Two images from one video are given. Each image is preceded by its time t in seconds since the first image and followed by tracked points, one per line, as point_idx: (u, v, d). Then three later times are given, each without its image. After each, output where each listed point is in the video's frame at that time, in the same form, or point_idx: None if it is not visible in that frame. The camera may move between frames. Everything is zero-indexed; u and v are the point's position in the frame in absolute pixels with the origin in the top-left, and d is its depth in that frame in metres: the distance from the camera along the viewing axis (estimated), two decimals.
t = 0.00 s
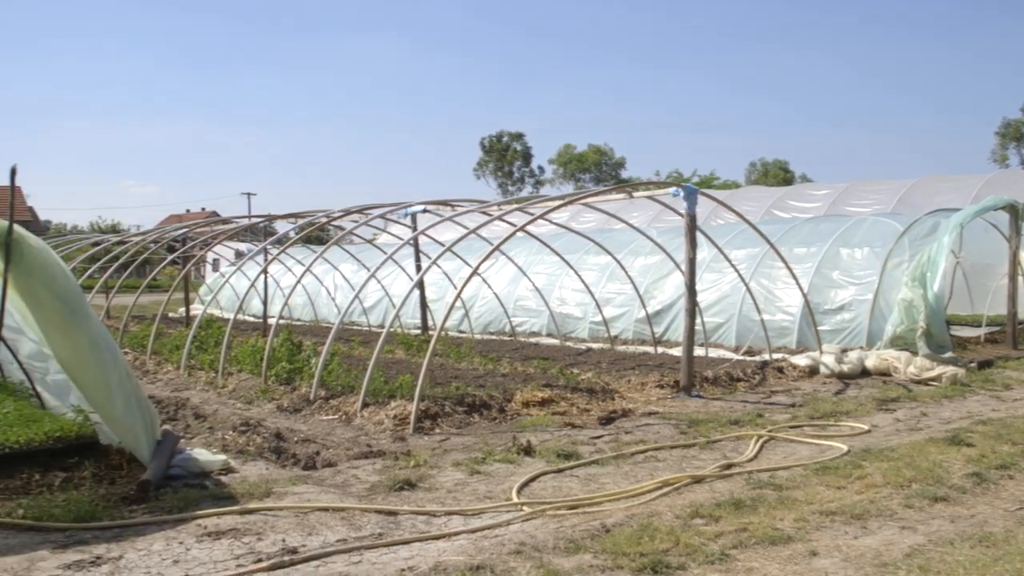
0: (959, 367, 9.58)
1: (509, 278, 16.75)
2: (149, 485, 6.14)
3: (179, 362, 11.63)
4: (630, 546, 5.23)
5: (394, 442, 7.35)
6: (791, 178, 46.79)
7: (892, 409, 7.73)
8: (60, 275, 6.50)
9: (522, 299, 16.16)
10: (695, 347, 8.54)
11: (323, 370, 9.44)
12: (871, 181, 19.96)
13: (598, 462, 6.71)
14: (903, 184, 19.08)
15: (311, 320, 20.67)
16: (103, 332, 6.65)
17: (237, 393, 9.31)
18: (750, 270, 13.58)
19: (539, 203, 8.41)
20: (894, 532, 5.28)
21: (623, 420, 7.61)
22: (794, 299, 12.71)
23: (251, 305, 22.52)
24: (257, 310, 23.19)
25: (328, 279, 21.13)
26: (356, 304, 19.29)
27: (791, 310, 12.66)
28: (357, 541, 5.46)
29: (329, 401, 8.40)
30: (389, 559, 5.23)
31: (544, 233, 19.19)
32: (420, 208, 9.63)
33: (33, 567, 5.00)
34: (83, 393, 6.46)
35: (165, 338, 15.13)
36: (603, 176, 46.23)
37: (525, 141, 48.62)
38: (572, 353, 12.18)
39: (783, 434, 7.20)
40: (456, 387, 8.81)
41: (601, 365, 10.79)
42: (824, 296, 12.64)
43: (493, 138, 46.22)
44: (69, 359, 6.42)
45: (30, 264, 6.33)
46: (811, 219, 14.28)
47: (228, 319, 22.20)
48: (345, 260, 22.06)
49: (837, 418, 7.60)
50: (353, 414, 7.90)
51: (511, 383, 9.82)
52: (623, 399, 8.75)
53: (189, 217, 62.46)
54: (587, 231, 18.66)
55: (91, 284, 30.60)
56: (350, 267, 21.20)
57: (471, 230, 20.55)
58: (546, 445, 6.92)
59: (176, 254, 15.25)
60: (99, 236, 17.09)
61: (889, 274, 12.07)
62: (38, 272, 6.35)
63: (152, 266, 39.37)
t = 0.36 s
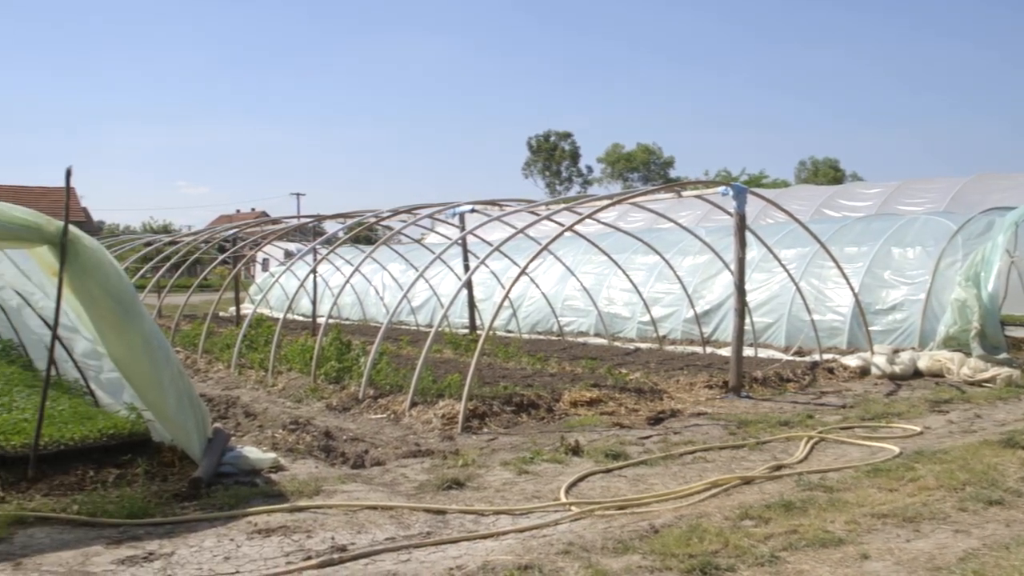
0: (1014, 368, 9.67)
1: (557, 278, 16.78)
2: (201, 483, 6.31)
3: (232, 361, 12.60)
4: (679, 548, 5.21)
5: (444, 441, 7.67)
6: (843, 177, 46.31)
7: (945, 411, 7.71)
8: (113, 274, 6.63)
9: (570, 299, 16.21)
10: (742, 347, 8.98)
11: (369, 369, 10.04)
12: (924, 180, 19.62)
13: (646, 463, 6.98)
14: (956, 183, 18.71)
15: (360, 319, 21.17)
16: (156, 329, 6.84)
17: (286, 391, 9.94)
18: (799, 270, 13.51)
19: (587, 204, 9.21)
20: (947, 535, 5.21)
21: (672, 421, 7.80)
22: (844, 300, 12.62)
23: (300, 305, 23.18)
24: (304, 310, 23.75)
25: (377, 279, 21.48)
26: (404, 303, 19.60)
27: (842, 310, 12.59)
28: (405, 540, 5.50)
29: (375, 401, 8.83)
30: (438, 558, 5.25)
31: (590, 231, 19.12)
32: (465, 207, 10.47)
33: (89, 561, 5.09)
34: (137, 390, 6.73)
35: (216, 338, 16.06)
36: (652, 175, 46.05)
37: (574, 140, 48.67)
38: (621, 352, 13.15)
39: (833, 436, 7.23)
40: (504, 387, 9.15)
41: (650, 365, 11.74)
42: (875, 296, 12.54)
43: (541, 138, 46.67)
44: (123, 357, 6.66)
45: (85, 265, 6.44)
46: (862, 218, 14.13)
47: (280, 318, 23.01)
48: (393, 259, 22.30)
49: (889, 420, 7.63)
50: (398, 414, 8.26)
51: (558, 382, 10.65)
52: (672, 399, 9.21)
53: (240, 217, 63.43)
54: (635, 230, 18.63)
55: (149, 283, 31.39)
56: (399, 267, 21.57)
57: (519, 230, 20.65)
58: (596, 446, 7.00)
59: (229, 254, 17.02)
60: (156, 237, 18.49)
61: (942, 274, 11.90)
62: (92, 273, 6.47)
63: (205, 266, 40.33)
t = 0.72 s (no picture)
0: None
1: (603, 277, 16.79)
2: (249, 480, 6.43)
3: (279, 360, 13.45)
4: (727, 549, 5.19)
5: (490, 440, 8.54)
6: (893, 176, 45.79)
7: (997, 414, 7.71)
8: (164, 274, 6.71)
9: (616, 299, 16.27)
10: (788, 350, 9.05)
11: (416, 369, 11.38)
12: (976, 178, 19.28)
13: (693, 464, 7.24)
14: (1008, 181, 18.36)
15: (406, 319, 21.58)
16: (206, 328, 6.95)
17: (338, 389, 11.21)
18: (849, 270, 13.40)
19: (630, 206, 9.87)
20: (1000, 540, 5.12)
21: (718, 421, 8.68)
22: (893, 300, 12.52)
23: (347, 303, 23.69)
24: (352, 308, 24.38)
25: (424, 279, 21.77)
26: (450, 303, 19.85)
27: (892, 310, 12.47)
28: (452, 539, 5.54)
29: (425, 402, 9.97)
30: (483, 557, 5.27)
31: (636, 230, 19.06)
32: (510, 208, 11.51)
33: (139, 557, 5.15)
34: (188, 389, 6.92)
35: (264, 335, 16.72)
36: (699, 174, 45.93)
37: (619, 139, 48.68)
38: (668, 352, 13.36)
39: (882, 437, 7.29)
40: (549, 387, 10.60)
41: (697, 365, 11.75)
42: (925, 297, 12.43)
43: (587, 138, 46.85)
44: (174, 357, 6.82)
45: (136, 265, 6.52)
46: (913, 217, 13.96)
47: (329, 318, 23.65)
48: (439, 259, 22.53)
49: (941, 422, 7.70)
50: (448, 412, 9.49)
51: (604, 381, 11.55)
52: (718, 399, 9.79)
53: (285, 216, 64.31)
54: (680, 228, 18.54)
55: (197, 282, 31.98)
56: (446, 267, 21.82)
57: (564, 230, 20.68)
58: (641, 445, 7.91)
59: (275, 253, 18.08)
60: (208, 237, 19.66)
61: (994, 274, 11.80)
62: (143, 274, 6.57)
63: (253, 265, 41.13)
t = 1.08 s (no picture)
0: None
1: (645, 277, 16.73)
2: (292, 479, 6.59)
3: (321, 359, 13.68)
4: (770, 551, 5.18)
5: (532, 440, 8.60)
6: (940, 174, 44.99)
7: None
8: (209, 274, 6.87)
9: (658, 299, 16.22)
10: (832, 351, 8.97)
11: (458, 369, 11.48)
12: None
13: (736, 464, 7.21)
14: None
15: (448, 319, 21.75)
16: (249, 327, 7.10)
17: (380, 389, 11.36)
18: (894, 270, 13.22)
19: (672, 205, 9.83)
20: None
21: (762, 422, 8.63)
22: (939, 300, 12.34)
23: (390, 303, 23.96)
24: (394, 308, 24.65)
25: (465, 279, 21.92)
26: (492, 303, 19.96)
27: (938, 310, 12.30)
28: (495, 539, 5.60)
29: (467, 402, 10.06)
30: (526, 557, 5.31)
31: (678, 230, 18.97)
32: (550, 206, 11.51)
33: (184, 554, 5.27)
34: (233, 388, 7.08)
35: (307, 335, 16.98)
36: (742, 174, 45.52)
37: (661, 139, 48.44)
38: (711, 352, 13.26)
39: (928, 439, 7.21)
40: (591, 387, 10.63)
41: (740, 366, 11.66)
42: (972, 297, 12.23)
43: (629, 137, 46.67)
44: (219, 356, 6.99)
45: (181, 264, 6.69)
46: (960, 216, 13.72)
47: (372, 317, 23.92)
48: (481, 259, 22.67)
49: (988, 424, 7.59)
50: (490, 412, 9.56)
51: (647, 381, 11.53)
52: (760, 400, 9.76)
53: (329, 216, 64.92)
54: (723, 228, 18.42)
55: (241, 282, 32.42)
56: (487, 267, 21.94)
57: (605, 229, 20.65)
58: (685, 446, 7.91)
59: (319, 254, 18.34)
60: (252, 237, 20.04)
61: None
62: (188, 274, 6.74)
63: (296, 264, 41.64)
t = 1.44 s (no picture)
0: None
1: (690, 277, 16.64)
2: (338, 478, 6.72)
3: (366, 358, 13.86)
4: (817, 553, 5.14)
5: (576, 441, 8.63)
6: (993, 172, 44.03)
7: None
8: (256, 273, 7.02)
9: (703, 299, 16.13)
10: (880, 352, 8.86)
11: (503, 369, 11.55)
12: None
13: (782, 465, 7.17)
14: None
15: (492, 318, 21.85)
16: (295, 326, 7.25)
17: (425, 388, 11.48)
18: (942, 269, 12.99)
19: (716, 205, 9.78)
20: None
21: (808, 423, 8.56)
22: (990, 300, 12.11)
23: (434, 303, 24.16)
24: (438, 308, 24.85)
25: (509, 279, 22.01)
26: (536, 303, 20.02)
27: (987, 311, 12.07)
28: (539, 539, 5.65)
29: (511, 402, 10.13)
30: (571, 558, 5.35)
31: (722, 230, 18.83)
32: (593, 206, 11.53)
33: (231, 552, 5.39)
34: (280, 387, 7.23)
35: (352, 335, 17.19)
36: (788, 173, 44.98)
37: (706, 138, 48.08)
38: (755, 353, 13.17)
39: (979, 442, 7.10)
40: (635, 387, 10.63)
41: (785, 367, 11.57)
42: None
43: (674, 137, 46.41)
44: (266, 355, 7.14)
45: (228, 265, 6.86)
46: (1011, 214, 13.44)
47: (417, 317, 24.12)
48: (525, 259, 22.73)
49: None
50: (534, 412, 9.61)
51: (692, 382, 11.47)
52: (807, 401, 9.68)
53: (375, 217, 65.54)
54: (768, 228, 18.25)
55: (288, 282, 32.87)
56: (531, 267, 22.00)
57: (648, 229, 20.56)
58: (730, 447, 7.88)
59: (364, 254, 18.56)
60: (297, 238, 20.34)
61: None
62: (235, 274, 6.90)
63: (340, 264, 42.13)
